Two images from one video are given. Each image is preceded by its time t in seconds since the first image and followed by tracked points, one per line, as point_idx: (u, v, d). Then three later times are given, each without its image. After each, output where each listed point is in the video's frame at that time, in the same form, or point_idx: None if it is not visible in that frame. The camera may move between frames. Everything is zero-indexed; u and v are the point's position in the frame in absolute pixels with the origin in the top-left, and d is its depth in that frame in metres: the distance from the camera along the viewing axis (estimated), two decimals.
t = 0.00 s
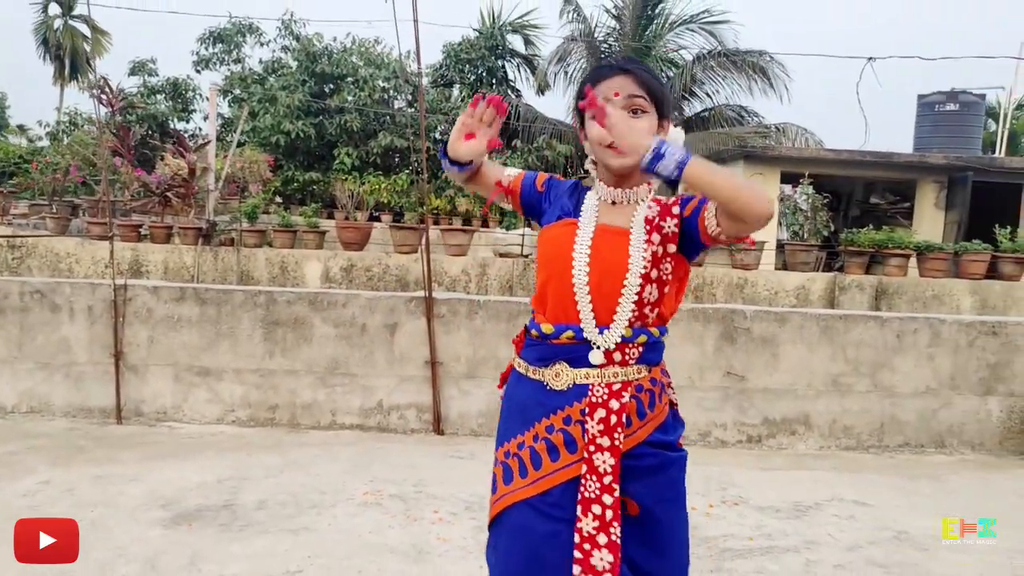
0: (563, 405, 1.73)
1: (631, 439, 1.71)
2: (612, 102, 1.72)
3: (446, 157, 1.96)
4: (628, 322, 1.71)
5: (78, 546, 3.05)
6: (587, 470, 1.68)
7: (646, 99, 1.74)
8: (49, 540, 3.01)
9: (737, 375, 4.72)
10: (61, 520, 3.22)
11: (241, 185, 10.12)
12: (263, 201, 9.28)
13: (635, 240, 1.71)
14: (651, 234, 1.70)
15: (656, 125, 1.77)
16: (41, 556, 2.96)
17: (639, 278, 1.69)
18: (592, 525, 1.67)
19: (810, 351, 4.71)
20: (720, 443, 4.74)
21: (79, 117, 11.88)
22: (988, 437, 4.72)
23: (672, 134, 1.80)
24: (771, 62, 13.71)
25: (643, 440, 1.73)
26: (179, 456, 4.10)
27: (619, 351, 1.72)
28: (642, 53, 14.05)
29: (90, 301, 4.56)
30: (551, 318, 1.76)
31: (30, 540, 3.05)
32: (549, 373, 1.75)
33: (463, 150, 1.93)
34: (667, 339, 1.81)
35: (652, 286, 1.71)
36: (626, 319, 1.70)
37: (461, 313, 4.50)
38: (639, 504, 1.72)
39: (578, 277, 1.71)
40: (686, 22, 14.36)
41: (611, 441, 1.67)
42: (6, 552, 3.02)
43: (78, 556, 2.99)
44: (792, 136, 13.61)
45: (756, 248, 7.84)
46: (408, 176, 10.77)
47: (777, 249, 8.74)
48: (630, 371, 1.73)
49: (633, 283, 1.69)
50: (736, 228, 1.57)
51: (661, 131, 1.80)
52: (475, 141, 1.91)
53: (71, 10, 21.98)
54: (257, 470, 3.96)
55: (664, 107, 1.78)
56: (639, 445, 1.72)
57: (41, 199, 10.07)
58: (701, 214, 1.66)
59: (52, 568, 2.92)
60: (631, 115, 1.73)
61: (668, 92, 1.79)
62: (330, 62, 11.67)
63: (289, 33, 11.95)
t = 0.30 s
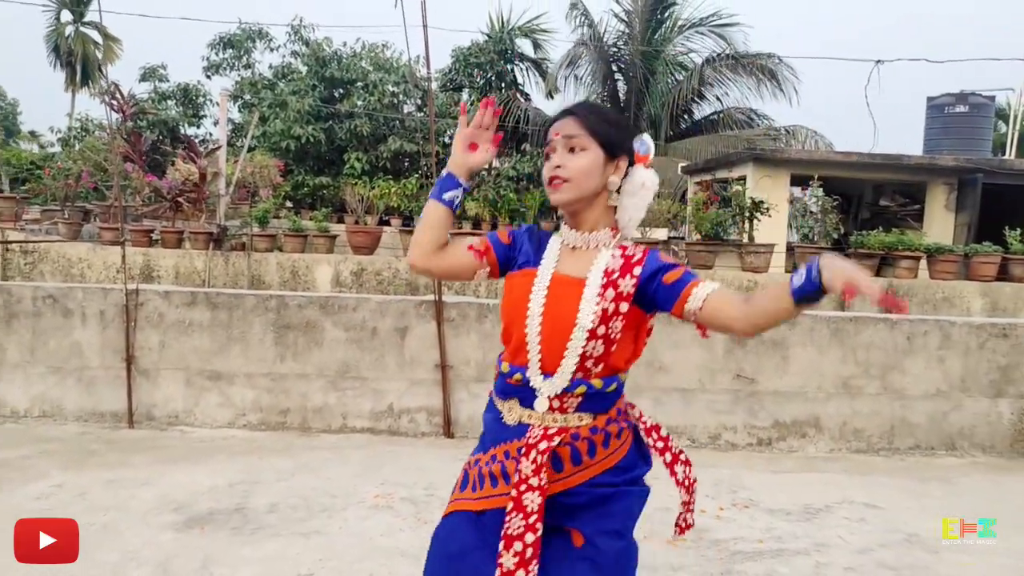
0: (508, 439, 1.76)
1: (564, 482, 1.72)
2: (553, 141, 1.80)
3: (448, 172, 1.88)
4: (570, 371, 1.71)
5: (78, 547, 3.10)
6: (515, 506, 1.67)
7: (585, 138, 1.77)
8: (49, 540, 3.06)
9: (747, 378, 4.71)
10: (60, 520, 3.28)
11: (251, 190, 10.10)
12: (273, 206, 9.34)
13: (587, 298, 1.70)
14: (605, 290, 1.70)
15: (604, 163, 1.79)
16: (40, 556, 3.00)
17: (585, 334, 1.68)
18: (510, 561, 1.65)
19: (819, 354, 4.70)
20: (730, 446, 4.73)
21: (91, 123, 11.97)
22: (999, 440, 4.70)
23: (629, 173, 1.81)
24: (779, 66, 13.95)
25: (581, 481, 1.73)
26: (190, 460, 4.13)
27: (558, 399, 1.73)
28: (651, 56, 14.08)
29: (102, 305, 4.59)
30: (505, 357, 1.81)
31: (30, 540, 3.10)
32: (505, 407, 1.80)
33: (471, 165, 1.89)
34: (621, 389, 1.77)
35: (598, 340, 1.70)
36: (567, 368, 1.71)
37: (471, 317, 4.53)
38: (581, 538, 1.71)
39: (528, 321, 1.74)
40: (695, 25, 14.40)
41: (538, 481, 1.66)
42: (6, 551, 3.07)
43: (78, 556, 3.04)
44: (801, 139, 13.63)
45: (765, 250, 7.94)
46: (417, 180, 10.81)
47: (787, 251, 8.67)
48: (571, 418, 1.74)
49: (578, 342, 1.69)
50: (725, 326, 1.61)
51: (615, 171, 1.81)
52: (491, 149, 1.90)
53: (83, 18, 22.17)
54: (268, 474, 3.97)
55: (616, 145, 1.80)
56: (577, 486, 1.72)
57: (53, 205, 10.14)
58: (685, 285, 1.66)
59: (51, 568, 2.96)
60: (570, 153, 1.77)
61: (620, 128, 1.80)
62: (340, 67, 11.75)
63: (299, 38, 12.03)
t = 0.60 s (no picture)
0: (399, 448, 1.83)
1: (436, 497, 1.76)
2: (489, 188, 1.79)
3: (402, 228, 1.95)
4: (438, 397, 1.73)
5: (76, 547, 3.14)
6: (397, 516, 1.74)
7: (514, 193, 1.75)
8: (49, 540, 3.09)
9: (777, 380, 4.68)
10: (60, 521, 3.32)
11: (279, 195, 10.23)
12: (302, 210, 9.43)
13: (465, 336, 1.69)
14: (486, 333, 1.67)
15: (528, 220, 1.77)
16: (41, 556, 3.05)
17: (455, 368, 1.69)
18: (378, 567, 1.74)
19: (850, 356, 4.66)
20: (760, 449, 4.69)
21: (122, 130, 12.16)
22: None
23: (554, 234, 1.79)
24: (807, 66, 13.83)
25: (446, 499, 1.76)
26: (222, 463, 4.18)
27: (428, 419, 1.77)
28: (676, 58, 14.05)
29: (136, 310, 4.66)
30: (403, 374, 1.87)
31: (30, 540, 3.14)
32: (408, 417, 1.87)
33: (424, 220, 1.93)
34: (494, 419, 1.77)
35: (469, 376, 1.69)
36: (435, 394, 1.73)
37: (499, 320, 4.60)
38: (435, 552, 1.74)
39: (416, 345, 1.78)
40: (721, 26, 14.34)
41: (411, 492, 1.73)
42: (7, 553, 3.11)
43: (77, 557, 3.08)
44: (830, 138, 13.52)
45: (793, 252, 7.71)
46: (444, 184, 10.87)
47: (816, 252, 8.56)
48: (440, 440, 1.77)
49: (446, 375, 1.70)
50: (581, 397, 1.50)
51: (538, 229, 1.79)
52: (444, 204, 1.93)
53: (114, 26, 22.55)
54: (299, 476, 4.01)
55: (545, 206, 1.78)
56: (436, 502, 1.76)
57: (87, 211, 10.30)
58: (562, 348, 1.56)
59: (52, 568, 3.01)
60: (496, 204, 1.76)
61: (555, 190, 1.78)
62: (366, 71, 11.84)
63: (325, 43, 12.14)
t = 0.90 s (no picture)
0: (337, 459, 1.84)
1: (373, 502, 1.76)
2: (415, 200, 1.84)
3: (338, 254, 2.03)
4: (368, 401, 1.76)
5: (77, 547, 3.20)
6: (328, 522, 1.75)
7: (441, 206, 1.81)
8: (49, 540, 3.17)
9: (821, 379, 4.63)
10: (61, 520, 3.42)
11: (318, 196, 10.39)
12: (341, 210, 9.54)
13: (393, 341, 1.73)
14: (411, 337, 1.72)
15: (454, 232, 1.84)
16: (41, 556, 3.11)
17: (384, 372, 1.72)
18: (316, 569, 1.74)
19: (896, 354, 4.59)
20: (804, 448, 4.64)
21: (164, 133, 12.39)
22: None
23: (478, 245, 1.85)
24: (846, 61, 13.65)
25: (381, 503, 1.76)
26: (269, 461, 4.25)
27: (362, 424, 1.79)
28: (712, 54, 13.94)
29: (183, 310, 4.75)
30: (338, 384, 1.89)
31: (31, 541, 3.20)
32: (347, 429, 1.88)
33: (358, 250, 2.01)
34: (427, 421, 1.79)
35: (397, 379, 1.73)
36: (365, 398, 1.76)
37: (541, 319, 4.68)
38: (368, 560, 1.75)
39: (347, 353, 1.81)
40: (758, 21, 14.18)
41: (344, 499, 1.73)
42: (8, 553, 3.17)
43: (77, 556, 3.14)
44: (870, 134, 13.34)
45: (836, 250, 7.63)
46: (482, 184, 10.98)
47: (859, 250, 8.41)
48: (375, 443, 1.78)
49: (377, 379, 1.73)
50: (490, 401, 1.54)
51: (463, 240, 1.85)
52: (378, 232, 2.03)
53: (156, 32, 22.98)
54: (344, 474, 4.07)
55: (471, 219, 1.84)
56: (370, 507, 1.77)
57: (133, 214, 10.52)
58: (478, 350, 1.61)
59: (51, 567, 3.06)
60: (424, 216, 1.82)
61: (480, 204, 1.85)
62: (401, 72, 11.95)
63: (360, 45, 12.24)
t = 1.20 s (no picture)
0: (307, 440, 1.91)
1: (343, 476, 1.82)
2: (354, 178, 1.91)
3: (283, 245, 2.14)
4: (329, 372, 1.83)
5: (77, 546, 3.16)
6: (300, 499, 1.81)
7: (383, 180, 1.90)
8: (49, 540, 3.13)
9: (872, 376, 4.55)
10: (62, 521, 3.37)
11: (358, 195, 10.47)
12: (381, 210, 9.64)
13: (348, 307, 1.81)
14: (363, 300, 1.80)
15: (395, 205, 1.94)
16: (41, 556, 3.08)
17: (341, 339, 1.80)
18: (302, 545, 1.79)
19: (949, 351, 4.50)
20: (855, 446, 4.57)
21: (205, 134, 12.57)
22: None
23: (413, 215, 1.96)
24: (889, 53, 13.49)
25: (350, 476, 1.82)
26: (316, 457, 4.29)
27: (326, 398, 1.86)
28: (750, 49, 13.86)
29: (231, 309, 4.82)
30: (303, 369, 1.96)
31: (31, 540, 3.17)
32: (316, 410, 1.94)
33: (304, 240, 2.13)
34: (389, 388, 1.85)
35: (354, 344, 1.81)
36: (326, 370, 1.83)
37: (585, 316, 4.67)
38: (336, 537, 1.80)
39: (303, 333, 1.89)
40: (798, 15, 14.07)
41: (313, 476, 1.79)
42: (8, 553, 3.16)
43: (77, 556, 3.11)
44: (913, 127, 13.13)
45: (884, 245, 7.57)
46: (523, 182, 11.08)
47: (906, 245, 8.30)
48: (340, 415, 1.85)
49: (335, 347, 1.81)
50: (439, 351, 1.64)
51: (402, 213, 1.96)
52: (321, 222, 2.15)
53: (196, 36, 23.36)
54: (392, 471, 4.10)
55: (410, 192, 1.95)
56: (340, 482, 1.83)
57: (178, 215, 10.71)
58: (428, 306, 1.69)
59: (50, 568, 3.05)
60: (366, 192, 1.90)
61: (416, 178, 1.96)
62: (438, 71, 12.03)
63: (397, 44, 12.32)
